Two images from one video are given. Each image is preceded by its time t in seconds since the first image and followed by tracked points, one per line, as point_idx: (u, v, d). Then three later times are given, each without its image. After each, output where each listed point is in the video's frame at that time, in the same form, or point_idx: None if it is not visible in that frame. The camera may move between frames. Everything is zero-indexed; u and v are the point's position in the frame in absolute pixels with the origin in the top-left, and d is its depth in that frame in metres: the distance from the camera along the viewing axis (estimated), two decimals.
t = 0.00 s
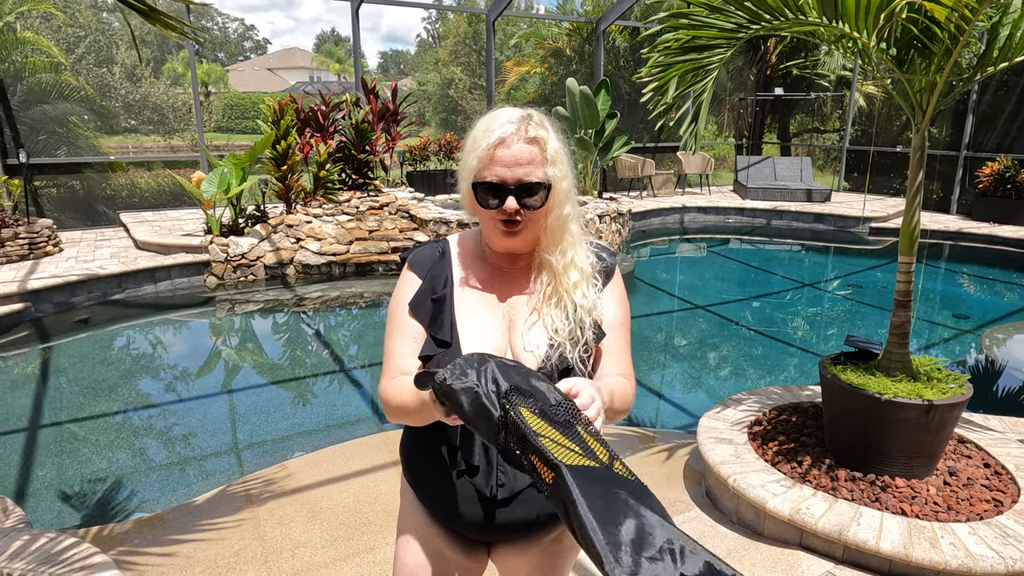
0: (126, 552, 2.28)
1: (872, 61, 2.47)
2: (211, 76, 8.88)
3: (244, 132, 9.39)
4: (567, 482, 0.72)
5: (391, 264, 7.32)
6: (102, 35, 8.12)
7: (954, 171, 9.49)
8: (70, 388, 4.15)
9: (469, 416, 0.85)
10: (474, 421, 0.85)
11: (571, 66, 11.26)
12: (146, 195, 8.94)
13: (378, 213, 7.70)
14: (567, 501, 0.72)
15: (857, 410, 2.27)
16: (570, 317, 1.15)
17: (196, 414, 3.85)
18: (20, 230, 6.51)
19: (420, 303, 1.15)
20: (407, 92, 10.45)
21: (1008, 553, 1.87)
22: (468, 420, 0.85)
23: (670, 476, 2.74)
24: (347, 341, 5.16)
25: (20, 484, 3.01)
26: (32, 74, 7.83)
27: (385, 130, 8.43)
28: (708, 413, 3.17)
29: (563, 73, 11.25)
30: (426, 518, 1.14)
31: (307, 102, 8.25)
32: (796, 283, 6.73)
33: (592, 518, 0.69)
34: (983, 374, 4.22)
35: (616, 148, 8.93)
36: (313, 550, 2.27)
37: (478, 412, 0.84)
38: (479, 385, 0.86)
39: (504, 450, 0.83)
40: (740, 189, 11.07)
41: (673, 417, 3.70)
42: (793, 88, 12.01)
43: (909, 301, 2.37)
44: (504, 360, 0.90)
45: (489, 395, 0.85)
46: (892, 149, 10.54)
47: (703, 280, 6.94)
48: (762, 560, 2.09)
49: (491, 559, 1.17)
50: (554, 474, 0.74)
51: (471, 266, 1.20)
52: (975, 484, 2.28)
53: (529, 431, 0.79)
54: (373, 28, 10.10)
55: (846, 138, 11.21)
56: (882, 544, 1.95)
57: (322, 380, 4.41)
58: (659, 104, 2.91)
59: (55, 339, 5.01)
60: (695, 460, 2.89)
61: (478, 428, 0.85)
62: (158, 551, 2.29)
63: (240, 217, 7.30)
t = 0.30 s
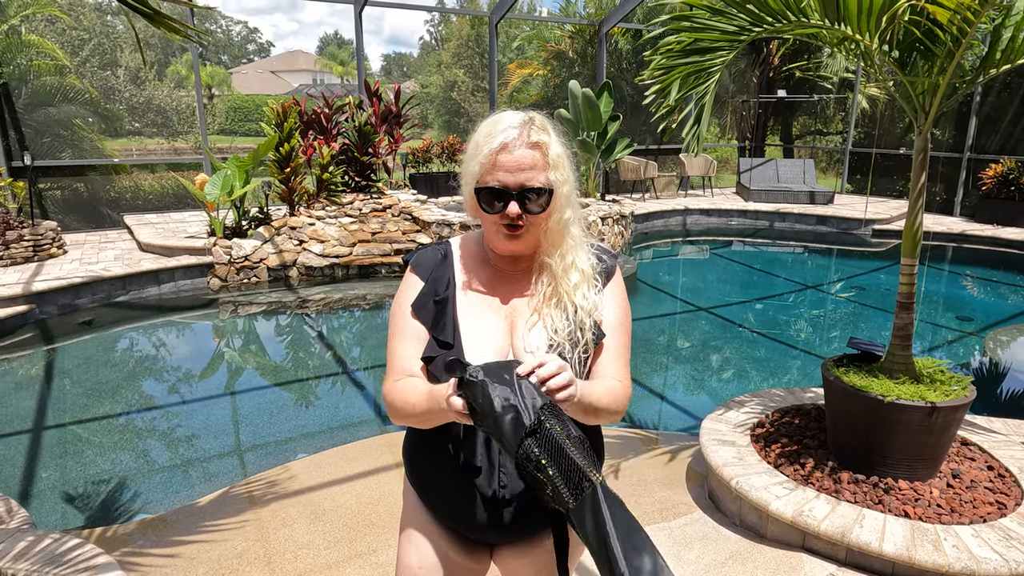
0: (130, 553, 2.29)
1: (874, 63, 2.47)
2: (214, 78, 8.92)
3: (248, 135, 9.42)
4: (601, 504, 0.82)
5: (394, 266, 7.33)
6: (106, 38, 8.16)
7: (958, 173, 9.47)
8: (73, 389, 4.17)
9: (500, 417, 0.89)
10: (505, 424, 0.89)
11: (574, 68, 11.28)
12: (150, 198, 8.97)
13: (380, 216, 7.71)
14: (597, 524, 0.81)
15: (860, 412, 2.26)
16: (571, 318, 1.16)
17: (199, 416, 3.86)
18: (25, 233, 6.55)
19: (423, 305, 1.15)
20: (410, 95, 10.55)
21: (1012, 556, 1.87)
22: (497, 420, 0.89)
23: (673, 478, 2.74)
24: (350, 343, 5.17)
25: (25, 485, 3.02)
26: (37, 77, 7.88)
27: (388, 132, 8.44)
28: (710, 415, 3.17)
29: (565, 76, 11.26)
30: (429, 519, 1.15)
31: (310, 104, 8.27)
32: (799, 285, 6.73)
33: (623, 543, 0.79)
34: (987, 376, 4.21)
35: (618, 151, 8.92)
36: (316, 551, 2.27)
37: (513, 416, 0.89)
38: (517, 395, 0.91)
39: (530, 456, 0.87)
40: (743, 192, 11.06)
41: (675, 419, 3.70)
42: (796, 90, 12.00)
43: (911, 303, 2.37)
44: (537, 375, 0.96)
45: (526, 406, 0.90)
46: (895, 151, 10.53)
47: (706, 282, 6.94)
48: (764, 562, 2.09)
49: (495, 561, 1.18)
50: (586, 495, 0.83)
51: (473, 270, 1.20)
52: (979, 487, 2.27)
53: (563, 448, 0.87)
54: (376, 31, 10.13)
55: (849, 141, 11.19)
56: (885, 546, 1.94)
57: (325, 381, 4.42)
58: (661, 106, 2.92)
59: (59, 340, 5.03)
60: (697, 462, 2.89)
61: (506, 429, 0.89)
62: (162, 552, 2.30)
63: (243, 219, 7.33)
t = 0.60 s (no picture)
0: (131, 553, 2.30)
1: (873, 63, 2.47)
2: (215, 79, 8.93)
3: (248, 135, 9.43)
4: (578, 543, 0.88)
5: (394, 266, 7.33)
6: (106, 39, 8.17)
7: (958, 172, 9.47)
8: (74, 390, 4.17)
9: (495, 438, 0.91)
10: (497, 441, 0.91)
11: (574, 68, 11.28)
12: (150, 199, 8.98)
13: (381, 216, 7.72)
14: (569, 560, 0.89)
15: (861, 412, 2.27)
16: (570, 319, 1.16)
17: (199, 417, 3.86)
18: (26, 234, 6.56)
19: (423, 305, 1.15)
20: (410, 95, 10.56)
21: (1012, 555, 1.87)
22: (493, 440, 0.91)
23: (673, 478, 2.75)
24: (350, 343, 5.18)
25: (25, 486, 3.02)
26: (38, 78, 7.89)
27: (388, 132, 8.43)
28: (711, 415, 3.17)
29: (565, 76, 11.27)
30: (429, 518, 1.15)
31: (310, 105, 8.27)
32: (800, 284, 6.73)
33: None
34: (987, 376, 4.21)
35: (618, 151, 8.92)
36: (317, 551, 2.27)
37: (509, 438, 0.89)
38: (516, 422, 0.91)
39: (523, 480, 0.90)
40: (743, 192, 11.06)
41: (676, 419, 3.71)
42: (796, 90, 12.00)
43: (911, 302, 2.37)
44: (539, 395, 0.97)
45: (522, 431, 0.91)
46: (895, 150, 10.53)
47: (706, 282, 6.94)
48: (764, 561, 2.09)
49: (494, 560, 1.18)
50: (571, 532, 0.89)
51: (472, 270, 1.20)
52: (978, 486, 2.27)
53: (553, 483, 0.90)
54: (376, 32, 10.14)
55: (849, 140, 11.18)
56: (885, 545, 1.94)
57: (325, 382, 4.42)
58: (660, 106, 2.92)
59: (60, 341, 5.03)
60: (698, 462, 2.89)
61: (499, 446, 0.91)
62: (162, 552, 2.31)
63: (244, 220, 7.33)
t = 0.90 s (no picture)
0: (134, 551, 2.30)
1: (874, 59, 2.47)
2: (215, 78, 8.93)
3: (249, 134, 9.42)
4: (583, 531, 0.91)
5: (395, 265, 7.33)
6: (107, 37, 8.17)
7: (960, 169, 9.46)
8: (76, 388, 4.18)
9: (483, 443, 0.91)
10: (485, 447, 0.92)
11: (575, 66, 11.27)
12: (151, 197, 8.97)
13: (382, 214, 7.72)
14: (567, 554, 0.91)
15: (862, 409, 2.26)
16: (571, 317, 1.16)
17: (201, 415, 3.86)
18: (27, 233, 6.56)
19: (423, 302, 1.15)
20: (410, 93, 10.54)
21: (1013, 552, 1.87)
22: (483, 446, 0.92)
23: (674, 476, 2.75)
24: (351, 341, 5.18)
25: (28, 484, 3.03)
26: (39, 77, 7.90)
27: (389, 131, 8.43)
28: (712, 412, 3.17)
29: (566, 74, 11.26)
30: (429, 515, 1.15)
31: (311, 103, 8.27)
32: (801, 282, 6.73)
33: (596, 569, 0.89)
34: (988, 373, 4.21)
35: (619, 148, 8.90)
36: (318, 549, 2.28)
37: (499, 441, 0.90)
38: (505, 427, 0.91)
39: (517, 478, 0.90)
40: (745, 189, 11.05)
41: (676, 417, 3.71)
42: (797, 87, 12.00)
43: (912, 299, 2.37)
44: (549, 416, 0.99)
45: (513, 433, 0.91)
46: (897, 147, 10.51)
47: (708, 280, 6.93)
48: (765, 559, 2.09)
49: (494, 557, 1.18)
50: (571, 526, 0.91)
51: (472, 268, 1.20)
52: (980, 484, 2.27)
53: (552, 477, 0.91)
54: (376, 30, 10.13)
55: (851, 137, 11.16)
56: (886, 542, 1.94)
57: (327, 380, 4.43)
58: (661, 104, 2.91)
59: (62, 340, 5.04)
60: (699, 459, 2.89)
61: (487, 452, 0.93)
62: (164, 550, 2.31)
63: (245, 218, 7.33)
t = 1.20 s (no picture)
0: (132, 550, 2.30)
1: (875, 61, 2.47)
2: (215, 76, 8.95)
3: (249, 133, 9.42)
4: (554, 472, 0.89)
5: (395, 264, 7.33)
6: (107, 36, 8.17)
7: (959, 172, 9.47)
8: (75, 386, 4.18)
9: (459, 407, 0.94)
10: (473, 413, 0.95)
11: (575, 67, 11.28)
12: (151, 195, 8.97)
13: (382, 213, 7.72)
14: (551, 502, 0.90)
15: (861, 411, 2.26)
16: (573, 317, 1.16)
17: (200, 414, 3.86)
18: (26, 231, 6.56)
19: (423, 299, 1.15)
20: (411, 93, 10.53)
21: (1011, 554, 1.87)
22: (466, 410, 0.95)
23: (673, 476, 2.75)
24: (351, 341, 5.18)
25: (26, 482, 3.03)
26: (39, 74, 7.89)
27: (389, 130, 8.44)
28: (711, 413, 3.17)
29: (566, 74, 11.27)
30: (428, 514, 1.15)
31: (311, 103, 8.26)
32: (801, 283, 6.73)
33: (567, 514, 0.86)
34: (987, 376, 4.21)
35: (619, 149, 8.91)
36: (317, 548, 2.28)
37: (469, 403, 0.92)
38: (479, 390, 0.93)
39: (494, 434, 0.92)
40: (745, 190, 11.06)
41: (675, 418, 3.71)
42: (797, 88, 12.03)
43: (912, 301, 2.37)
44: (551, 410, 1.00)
45: (485, 393, 0.92)
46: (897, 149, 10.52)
47: (707, 281, 6.94)
48: (764, 560, 2.09)
49: (493, 558, 1.18)
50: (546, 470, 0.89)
51: (472, 268, 1.20)
52: (978, 486, 2.27)
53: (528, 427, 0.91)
54: (377, 29, 10.12)
55: (851, 139, 11.17)
56: (884, 544, 1.95)
57: (326, 379, 4.43)
58: (661, 104, 2.91)
59: (61, 338, 5.04)
60: (698, 460, 2.89)
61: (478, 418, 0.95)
62: (162, 549, 2.31)
63: (245, 217, 7.33)
